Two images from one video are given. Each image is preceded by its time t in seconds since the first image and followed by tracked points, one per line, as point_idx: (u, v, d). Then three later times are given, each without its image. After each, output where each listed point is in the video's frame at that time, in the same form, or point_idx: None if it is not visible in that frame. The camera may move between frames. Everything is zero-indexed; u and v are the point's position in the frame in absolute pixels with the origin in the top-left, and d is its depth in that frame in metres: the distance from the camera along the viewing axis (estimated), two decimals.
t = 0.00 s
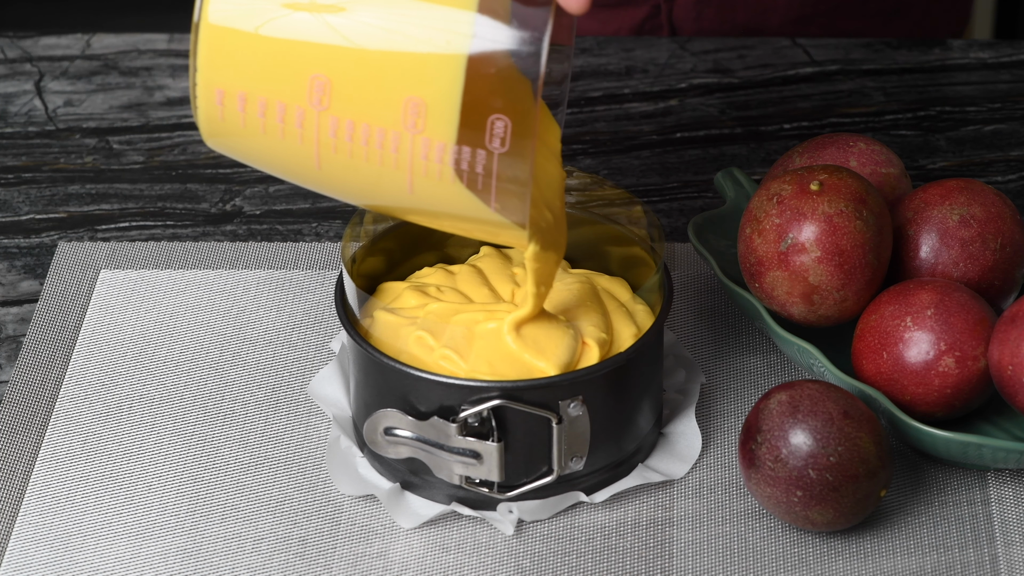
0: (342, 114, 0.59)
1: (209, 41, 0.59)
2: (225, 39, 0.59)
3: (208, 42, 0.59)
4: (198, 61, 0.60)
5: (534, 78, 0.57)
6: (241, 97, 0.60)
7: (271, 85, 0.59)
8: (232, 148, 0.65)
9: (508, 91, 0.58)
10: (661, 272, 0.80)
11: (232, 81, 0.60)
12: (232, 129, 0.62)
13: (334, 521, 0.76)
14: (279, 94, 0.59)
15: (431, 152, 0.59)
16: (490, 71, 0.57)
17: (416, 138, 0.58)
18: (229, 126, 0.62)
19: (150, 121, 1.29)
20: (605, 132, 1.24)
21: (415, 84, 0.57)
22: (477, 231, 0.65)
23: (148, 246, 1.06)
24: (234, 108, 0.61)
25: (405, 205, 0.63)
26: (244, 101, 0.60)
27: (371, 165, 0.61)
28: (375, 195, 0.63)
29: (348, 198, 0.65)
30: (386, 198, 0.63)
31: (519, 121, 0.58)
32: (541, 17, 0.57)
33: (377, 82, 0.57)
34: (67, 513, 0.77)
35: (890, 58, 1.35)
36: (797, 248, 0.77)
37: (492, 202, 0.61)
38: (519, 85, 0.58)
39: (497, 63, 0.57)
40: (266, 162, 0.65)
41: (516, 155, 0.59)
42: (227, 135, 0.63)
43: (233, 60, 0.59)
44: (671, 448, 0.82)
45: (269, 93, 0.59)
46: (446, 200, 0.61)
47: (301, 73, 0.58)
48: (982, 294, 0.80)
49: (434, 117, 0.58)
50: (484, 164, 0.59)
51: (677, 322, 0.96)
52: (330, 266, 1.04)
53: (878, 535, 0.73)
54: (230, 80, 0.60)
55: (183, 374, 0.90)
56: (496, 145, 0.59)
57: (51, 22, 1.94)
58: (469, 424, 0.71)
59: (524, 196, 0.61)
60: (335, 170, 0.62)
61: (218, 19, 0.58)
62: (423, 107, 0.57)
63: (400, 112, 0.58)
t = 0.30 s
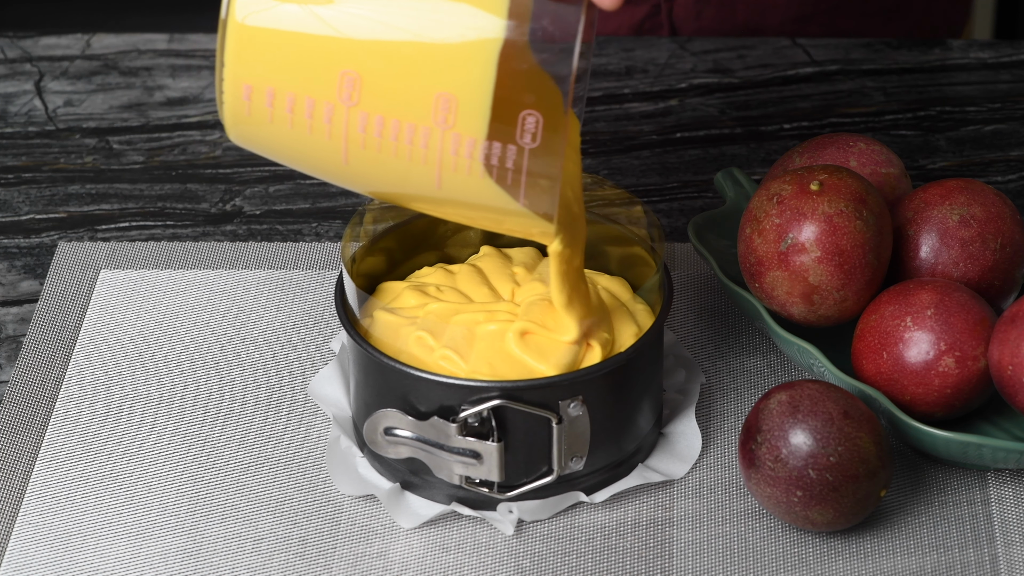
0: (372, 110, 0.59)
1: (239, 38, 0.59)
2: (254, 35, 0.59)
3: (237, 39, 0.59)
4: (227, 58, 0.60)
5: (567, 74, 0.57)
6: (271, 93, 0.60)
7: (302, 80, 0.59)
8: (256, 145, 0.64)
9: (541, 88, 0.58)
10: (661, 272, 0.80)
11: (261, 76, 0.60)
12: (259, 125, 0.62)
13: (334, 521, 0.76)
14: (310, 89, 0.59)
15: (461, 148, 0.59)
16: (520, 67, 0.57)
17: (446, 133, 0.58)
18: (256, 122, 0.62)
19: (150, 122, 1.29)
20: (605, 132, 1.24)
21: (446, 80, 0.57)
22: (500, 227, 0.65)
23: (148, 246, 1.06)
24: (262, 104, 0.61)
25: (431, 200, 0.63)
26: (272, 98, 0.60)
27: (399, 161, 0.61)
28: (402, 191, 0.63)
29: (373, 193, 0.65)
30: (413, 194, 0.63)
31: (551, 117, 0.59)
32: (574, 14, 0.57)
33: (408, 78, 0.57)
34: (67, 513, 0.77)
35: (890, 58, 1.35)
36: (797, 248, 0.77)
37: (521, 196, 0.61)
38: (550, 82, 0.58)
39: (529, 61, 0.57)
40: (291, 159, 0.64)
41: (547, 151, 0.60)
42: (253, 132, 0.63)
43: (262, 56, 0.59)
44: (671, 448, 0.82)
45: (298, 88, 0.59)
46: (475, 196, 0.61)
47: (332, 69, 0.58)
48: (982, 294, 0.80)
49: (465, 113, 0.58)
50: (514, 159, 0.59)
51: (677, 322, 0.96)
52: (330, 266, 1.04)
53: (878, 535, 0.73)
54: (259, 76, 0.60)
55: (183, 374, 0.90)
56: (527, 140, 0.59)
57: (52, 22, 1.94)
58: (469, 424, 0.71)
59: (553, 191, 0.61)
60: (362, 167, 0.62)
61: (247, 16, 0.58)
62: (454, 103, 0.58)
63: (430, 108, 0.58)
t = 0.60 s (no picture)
0: (388, 108, 0.59)
1: (254, 38, 0.59)
2: (269, 35, 0.59)
3: (253, 39, 0.59)
4: (242, 57, 0.60)
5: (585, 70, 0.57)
6: (286, 92, 0.60)
7: (317, 79, 0.59)
8: (271, 143, 0.64)
9: (555, 85, 0.58)
10: (661, 272, 0.80)
11: (276, 75, 0.60)
12: (274, 123, 0.62)
13: (334, 521, 0.76)
14: (325, 88, 0.59)
15: (477, 145, 0.59)
16: (535, 63, 0.57)
17: (462, 131, 0.59)
18: (271, 120, 0.62)
19: (150, 122, 1.29)
20: (605, 132, 1.24)
21: (462, 78, 0.57)
22: (515, 221, 0.65)
23: (148, 246, 1.06)
24: (278, 102, 0.61)
25: (446, 197, 0.63)
26: (288, 96, 0.60)
27: (414, 159, 0.61)
28: (416, 188, 0.63)
29: (387, 190, 0.65)
30: (427, 191, 0.63)
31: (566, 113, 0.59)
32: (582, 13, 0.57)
33: (425, 77, 0.58)
34: (67, 513, 0.77)
35: (890, 58, 1.35)
36: (797, 248, 0.77)
37: (536, 193, 0.61)
38: (565, 80, 0.58)
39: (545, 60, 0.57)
40: (305, 157, 0.64)
41: (563, 149, 0.60)
42: (268, 130, 0.63)
43: (278, 55, 0.59)
44: (671, 448, 0.82)
45: (314, 87, 0.59)
46: (490, 193, 0.61)
47: (347, 67, 0.58)
48: (982, 294, 0.80)
49: (482, 111, 0.58)
50: (531, 157, 0.60)
51: (677, 322, 0.96)
52: (330, 266, 1.04)
53: (878, 535, 0.73)
54: (275, 75, 0.60)
55: (183, 374, 0.90)
56: (543, 138, 0.59)
57: (53, 21, 1.94)
58: (469, 424, 0.71)
59: (568, 188, 0.61)
60: (377, 165, 0.62)
61: (262, 16, 0.58)
62: (471, 101, 0.58)
63: (447, 106, 0.58)
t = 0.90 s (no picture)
0: (398, 109, 0.59)
1: (263, 38, 0.58)
2: (279, 35, 0.58)
3: (262, 40, 0.58)
4: (251, 57, 0.59)
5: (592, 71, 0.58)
6: (295, 93, 0.59)
7: (326, 80, 0.59)
8: (277, 144, 0.64)
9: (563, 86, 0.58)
10: (661, 272, 0.80)
11: (285, 76, 0.59)
12: (281, 124, 0.61)
13: (334, 521, 0.76)
14: (335, 89, 0.59)
15: (486, 146, 0.59)
16: (544, 63, 0.58)
17: (471, 132, 0.59)
18: (279, 122, 0.61)
19: (150, 121, 1.29)
20: (605, 132, 1.24)
21: (474, 79, 0.57)
22: (521, 219, 0.66)
23: (148, 246, 1.06)
24: (286, 103, 0.60)
25: (453, 197, 0.63)
26: (297, 97, 0.60)
27: (422, 159, 0.61)
28: (423, 187, 0.63)
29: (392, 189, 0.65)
30: (434, 190, 0.63)
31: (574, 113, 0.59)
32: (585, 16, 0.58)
33: (435, 78, 0.57)
34: (67, 513, 0.77)
35: (890, 58, 1.35)
36: (797, 248, 0.77)
37: (544, 193, 0.62)
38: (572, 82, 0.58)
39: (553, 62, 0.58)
40: (311, 156, 0.64)
41: (571, 151, 0.60)
42: (275, 131, 0.62)
43: (287, 56, 0.58)
44: (671, 448, 0.82)
45: (324, 88, 0.59)
46: (497, 193, 0.62)
47: (356, 68, 0.58)
48: (982, 295, 0.80)
49: (492, 112, 0.58)
50: (539, 158, 0.60)
51: (677, 322, 0.96)
52: (330, 266, 1.04)
53: (878, 535, 0.73)
54: (284, 75, 0.59)
55: (183, 374, 0.90)
56: (552, 139, 0.59)
57: (53, 22, 1.94)
58: (469, 424, 0.71)
59: (574, 187, 0.62)
60: (385, 165, 0.62)
61: (270, 17, 0.58)
62: (481, 102, 0.58)
63: (457, 107, 0.58)
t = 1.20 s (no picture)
0: (409, 99, 0.59)
1: (275, 27, 0.58)
2: (292, 24, 0.58)
3: (274, 29, 0.58)
4: (262, 46, 0.59)
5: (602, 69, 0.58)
6: (305, 82, 0.59)
7: (338, 70, 0.59)
8: (283, 133, 0.63)
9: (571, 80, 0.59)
10: (661, 272, 0.80)
11: (297, 65, 0.59)
12: (290, 114, 0.61)
13: (334, 521, 0.76)
14: (345, 78, 0.59)
15: (496, 137, 0.59)
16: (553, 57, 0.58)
17: (481, 123, 0.59)
18: (288, 111, 0.61)
19: (150, 122, 1.29)
20: (605, 132, 1.24)
21: (486, 71, 0.57)
22: (527, 212, 0.66)
23: (148, 246, 1.06)
24: (296, 93, 0.60)
25: (460, 188, 0.64)
26: (307, 86, 0.59)
27: (431, 150, 0.61)
28: (430, 178, 0.63)
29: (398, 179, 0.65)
30: (441, 181, 0.63)
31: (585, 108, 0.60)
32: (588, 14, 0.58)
33: (447, 69, 0.58)
34: (67, 513, 0.77)
35: (890, 58, 1.35)
36: (797, 248, 0.77)
37: (552, 186, 0.62)
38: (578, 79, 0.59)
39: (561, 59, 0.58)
40: (318, 146, 0.63)
41: (580, 144, 0.61)
42: (283, 120, 0.62)
43: (299, 44, 0.58)
44: (671, 447, 0.82)
45: (335, 78, 0.59)
46: (505, 184, 0.62)
47: (368, 59, 0.58)
48: (982, 295, 0.80)
49: (503, 104, 0.58)
50: (549, 150, 0.60)
51: (677, 322, 0.96)
52: (330, 266, 1.04)
53: (878, 535, 0.73)
54: (295, 64, 0.59)
55: (183, 374, 0.90)
56: (562, 132, 0.60)
57: (53, 22, 1.94)
58: (469, 424, 0.71)
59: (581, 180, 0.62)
60: (393, 156, 0.62)
61: (282, 6, 0.58)
62: (492, 94, 0.58)
63: (467, 99, 0.58)
